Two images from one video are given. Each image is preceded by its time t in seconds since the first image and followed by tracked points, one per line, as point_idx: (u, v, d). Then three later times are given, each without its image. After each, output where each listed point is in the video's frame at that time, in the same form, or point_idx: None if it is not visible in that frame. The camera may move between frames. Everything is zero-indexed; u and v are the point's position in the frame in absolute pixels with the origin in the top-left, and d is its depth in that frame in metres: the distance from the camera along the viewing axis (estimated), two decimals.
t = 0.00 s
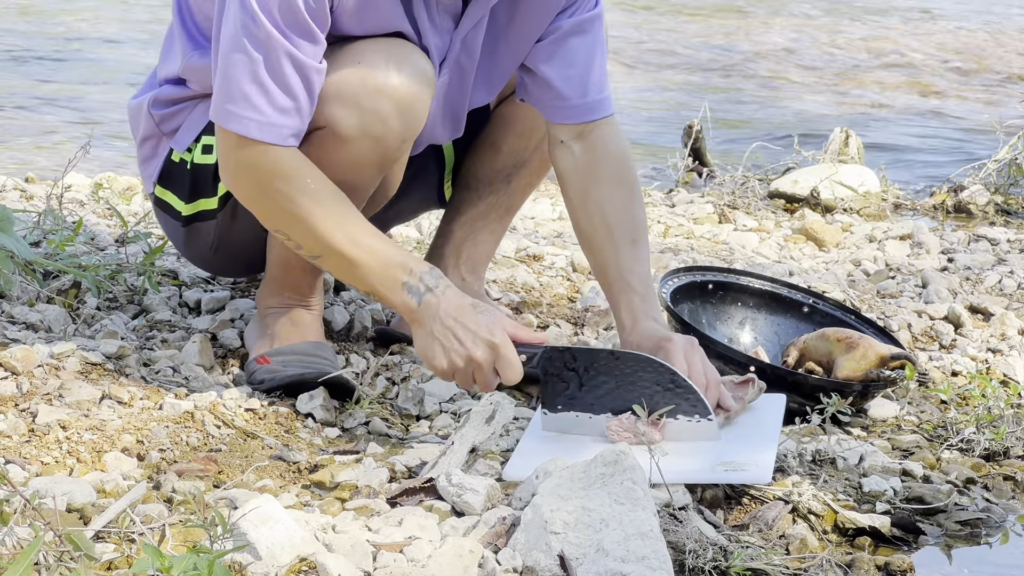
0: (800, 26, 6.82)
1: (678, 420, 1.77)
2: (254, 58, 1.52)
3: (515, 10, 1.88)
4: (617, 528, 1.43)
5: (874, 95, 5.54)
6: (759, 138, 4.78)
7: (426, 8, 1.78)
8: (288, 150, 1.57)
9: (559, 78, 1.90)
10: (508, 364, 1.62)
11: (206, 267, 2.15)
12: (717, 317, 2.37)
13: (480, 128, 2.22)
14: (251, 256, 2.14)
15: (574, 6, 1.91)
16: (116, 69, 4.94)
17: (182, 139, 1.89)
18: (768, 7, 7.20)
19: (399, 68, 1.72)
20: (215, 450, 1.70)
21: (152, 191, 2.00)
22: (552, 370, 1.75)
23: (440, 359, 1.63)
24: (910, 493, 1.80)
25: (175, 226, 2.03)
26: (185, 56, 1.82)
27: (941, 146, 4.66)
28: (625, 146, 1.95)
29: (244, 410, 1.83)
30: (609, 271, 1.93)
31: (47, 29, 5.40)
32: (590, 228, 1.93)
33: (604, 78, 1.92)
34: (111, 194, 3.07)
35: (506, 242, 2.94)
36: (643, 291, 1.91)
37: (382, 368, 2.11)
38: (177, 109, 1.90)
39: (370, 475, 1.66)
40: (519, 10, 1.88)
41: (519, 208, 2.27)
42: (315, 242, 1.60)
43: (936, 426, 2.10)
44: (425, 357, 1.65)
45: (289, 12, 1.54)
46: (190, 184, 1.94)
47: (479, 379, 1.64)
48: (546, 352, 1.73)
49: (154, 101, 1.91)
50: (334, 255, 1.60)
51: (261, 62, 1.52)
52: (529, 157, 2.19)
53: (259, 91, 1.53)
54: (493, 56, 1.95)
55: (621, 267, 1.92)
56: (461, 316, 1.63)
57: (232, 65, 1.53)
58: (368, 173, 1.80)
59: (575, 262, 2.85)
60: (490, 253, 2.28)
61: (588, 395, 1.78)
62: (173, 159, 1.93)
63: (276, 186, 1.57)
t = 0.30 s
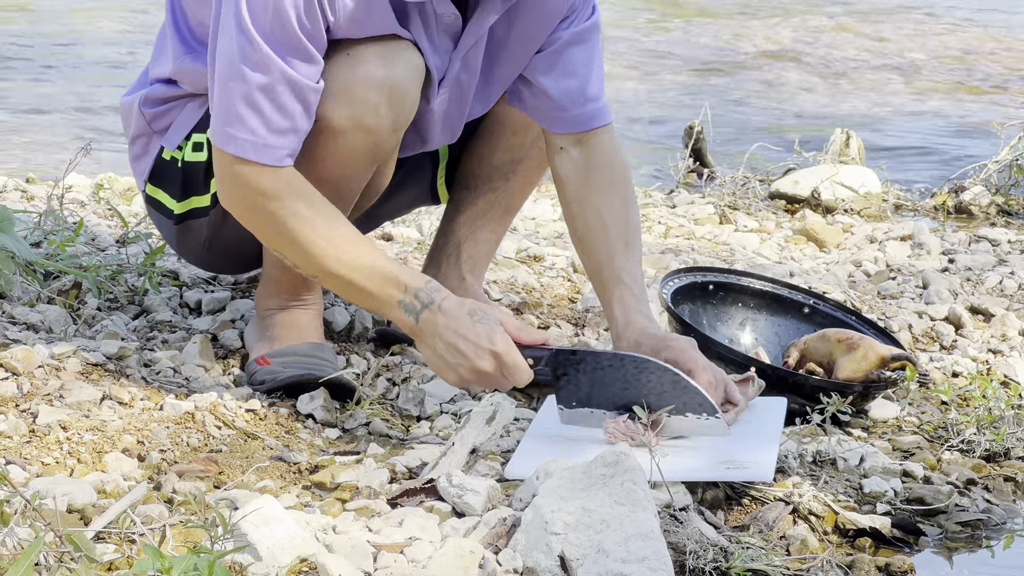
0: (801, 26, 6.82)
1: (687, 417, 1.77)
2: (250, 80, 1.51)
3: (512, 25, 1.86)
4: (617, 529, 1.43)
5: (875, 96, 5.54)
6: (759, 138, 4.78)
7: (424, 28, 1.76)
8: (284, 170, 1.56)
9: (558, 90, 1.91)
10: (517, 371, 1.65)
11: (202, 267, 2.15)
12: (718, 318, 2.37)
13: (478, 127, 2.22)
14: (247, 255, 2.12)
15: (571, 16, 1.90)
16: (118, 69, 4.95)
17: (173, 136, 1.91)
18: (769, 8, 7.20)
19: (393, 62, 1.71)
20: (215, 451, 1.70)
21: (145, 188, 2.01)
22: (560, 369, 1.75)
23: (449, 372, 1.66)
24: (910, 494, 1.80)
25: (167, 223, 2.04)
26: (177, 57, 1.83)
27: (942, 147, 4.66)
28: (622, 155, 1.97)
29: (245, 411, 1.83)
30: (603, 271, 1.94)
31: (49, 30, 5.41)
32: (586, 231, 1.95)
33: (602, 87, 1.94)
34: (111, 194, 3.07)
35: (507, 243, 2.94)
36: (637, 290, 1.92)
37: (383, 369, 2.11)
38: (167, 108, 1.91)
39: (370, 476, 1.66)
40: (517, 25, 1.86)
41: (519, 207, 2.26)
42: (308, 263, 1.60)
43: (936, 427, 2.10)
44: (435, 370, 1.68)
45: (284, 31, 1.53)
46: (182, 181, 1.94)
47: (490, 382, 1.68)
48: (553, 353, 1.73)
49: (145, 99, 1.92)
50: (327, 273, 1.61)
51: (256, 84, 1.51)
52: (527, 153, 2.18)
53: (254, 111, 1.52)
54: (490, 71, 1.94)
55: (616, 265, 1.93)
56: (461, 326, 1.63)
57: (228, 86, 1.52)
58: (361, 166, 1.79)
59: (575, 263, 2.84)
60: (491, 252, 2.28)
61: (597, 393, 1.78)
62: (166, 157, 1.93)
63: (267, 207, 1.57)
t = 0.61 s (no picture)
0: (802, 26, 6.82)
1: (686, 375, 1.64)
2: (234, 71, 1.51)
3: (504, 15, 1.86)
4: (619, 530, 1.43)
5: (876, 97, 5.53)
6: (761, 139, 4.78)
7: (416, 17, 1.76)
8: (270, 160, 1.57)
9: (552, 83, 1.91)
10: (514, 338, 1.64)
11: (202, 270, 2.15)
12: (719, 319, 2.37)
13: (477, 126, 2.22)
14: (248, 257, 2.12)
15: (563, 7, 1.89)
16: (120, 69, 4.95)
17: (172, 141, 1.90)
18: (770, 9, 7.21)
19: (390, 61, 1.71)
20: (217, 452, 1.70)
21: (144, 193, 2.01)
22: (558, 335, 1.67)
23: (449, 346, 1.66)
24: (912, 495, 1.80)
25: (167, 228, 2.04)
26: (172, 61, 1.82)
27: (944, 148, 4.66)
28: (618, 144, 1.96)
29: (246, 412, 1.83)
30: (597, 261, 1.94)
31: (51, 30, 5.41)
32: (581, 219, 1.95)
33: (597, 79, 1.93)
34: (114, 195, 3.07)
35: (508, 243, 2.94)
36: (631, 278, 1.92)
37: (384, 369, 2.11)
38: (165, 113, 1.90)
39: (372, 477, 1.66)
40: (509, 15, 1.86)
41: (519, 206, 2.27)
42: (299, 246, 1.60)
43: (938, 428, 2.09)
44: (434, 345, 1.68)
45: (270, 22, 1.54)
46: (181, 186, 1.94)
47: (490, 351, 1.68)
48: (550, 318, 1.68)
49: (143, 104, 1.91)
50: (322, 257, 1.60)
51: (240, 74, 1.52)
52: (526, 153, 2.18)
53: (238, 102, 1.53)
54: (483, 64, 1.93)
55: (611, 253, 1.93)
56: (453, 297, 1.64)
57: (213, 78, 1.53)
58: (360, 165, 1.80)
59: (576, 263, 2.84)
60: (491, 250, 2.26)
61: (596, 358, 1.66)
62: (164, 162, 1.93)
63: (256, 194, 1.57)
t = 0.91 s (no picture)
0: (802, 27, 6.82)
1: (685, 371, 1.68)
2: (231, 68, 1.51)
3: (498, 12, 1.86)
4: (619, 531, 1.43)
5: (877, 97, 5.53)
6: (761, 140, 4.78)
7: (409, 14, 1.76)
8: (268, 159, 1.57)
9: (546, 80, 1.91)
10: (512, 335, 1.63)
11: (202, 273, 2.15)
12: (720, 320, 2.37)
13: (473, 128, 2.22)
14: (247, 258, 2.12)
15: (556, 5, 1.91)
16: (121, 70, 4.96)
17: (168, 143, 1.90)
18: (770, 10, 7.21)
19: (385, 56, 1.71)
20: (217, 452, 1.70)
21: (140, 197, 2.00)
22: (556, 335, 1.68)
23: (445, 344, 1.66)
24: (912, 496, 1.80)
25: (165, 232, 2.04)
26: (166, 61, 1.82)
27: (944, 149, 4.66)
28: (613, 139, 1.96)
29: (247, 412, 1.83)
30: (593, 254, 1.96)
31: (53, 31, 5.41)
32: (581, 216, 1.95)
33: (590, 78, 1.93)
34: (114, 196, 3.07)
35: (509, 244, 2.94)
36: (627, 266, 1.94)
37: (384, 370, 2.11)
38: (162, 114, 1.90)
39: (372, 478, 1.66)
40: (503, 12, 1.86)
41: (517, 206, 2.26)
42: (298, 245, 1.61)
43: (939, 429, 2.09)
44: (432, 345, 1.68)
45: (264, 18, 1.54)
46: (178, 188, 1.94)
47: (488, 351, 1.67)
48: (547, 318, 1.68)
49: (139, 107, 1.92)
50: (320, 256, 1.61)
51: (237, 71, 1.52)
52: (523, 152, 2.18)
53: (235, 100, 1.53)
54: (477, 66, 1.93)
55: (611, 252, 1.94)
56: (453, 296, 1.65)
57: (209, 75, 1.53)
58: (356, 161, 1.78)
59: (577, 264, 2.84)
60: (491, 251, 2.26)
61: (594, 357, 1.69)
62: (161, 164, 1.92)
63: (255, 194, 1.57)
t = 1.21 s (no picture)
0: (804, 27, 6.83)
1: (694, 339, 1.67)
2: (234, 59, 1.51)
3: (501, 18, 1.87)
4: (621, 532, 1.43)
5: (878, 98, 5.53)
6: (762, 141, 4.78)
7: (414, 16, 1.77)
8: (269, 151, 1.56)
9: (547, 86, 1.90)
10: (517, 319, 1.66)
11: (201, 275, 2.15)
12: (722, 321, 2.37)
13: (473, 127, 2.21)
14: (247, 259, 2.12)
15: (560, 10, 1.90)
16: (123, 70, 4.96)
17: (167, 143, 1.89)
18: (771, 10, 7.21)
19: (384, 53, 1.71)
20: (219, 453, 1.70)
21: (138, 199, 1.99)
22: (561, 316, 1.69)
23: (451, 333, 1.68)
24: (914, 497, 1.80)
25: (165, 233, 2.03)
26: (165, 60, 1.82)
27: (945, 150, 4.66)
28: (614, 144, 1.96)
29: (248, 413, 1.82)
30: (602, 267, 1.95)
31: (54, 32, 5.41)
32: (586, 226, 1.94)
33: (591, 86, 1.93)
34: (116, 196, 3.08)
35: (510, 245, 2.94)
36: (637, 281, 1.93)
37: (386, 371, 2.11)
38: (160, 116, 1.90)
39: (374, 478, 1.66)
40: (506, 17, 1.86)
41: (516, 206, 2.26)
42: (301, 238, 1.61)
43: (940, 429, 2.09)
44: (434, 336, 1.69)
45: (269, 12, 1.54)
46: (177, 189, 1.94)
47: (495, 334, 1.68)
48: (549, 299, 1.69)
49: (137, 108, 1.92)
50: (322, 249, 1.61)
51: (240, 62, 1.51)
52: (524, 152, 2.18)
53: (237, 91, 1.53)
54: (478, 69, 1.94)
55: (622, 260, 1.93)
56: (454, 285, 1.67)
57: (211, 65, 1.52)
58: (358, 160, 1.79)
59: (579, 265, 2.84)
60: (491, 251, 2.26)
61: (601, 336, 1.69)
62: (160, 166, 1.92)
63: (257, 186, 1.57)
